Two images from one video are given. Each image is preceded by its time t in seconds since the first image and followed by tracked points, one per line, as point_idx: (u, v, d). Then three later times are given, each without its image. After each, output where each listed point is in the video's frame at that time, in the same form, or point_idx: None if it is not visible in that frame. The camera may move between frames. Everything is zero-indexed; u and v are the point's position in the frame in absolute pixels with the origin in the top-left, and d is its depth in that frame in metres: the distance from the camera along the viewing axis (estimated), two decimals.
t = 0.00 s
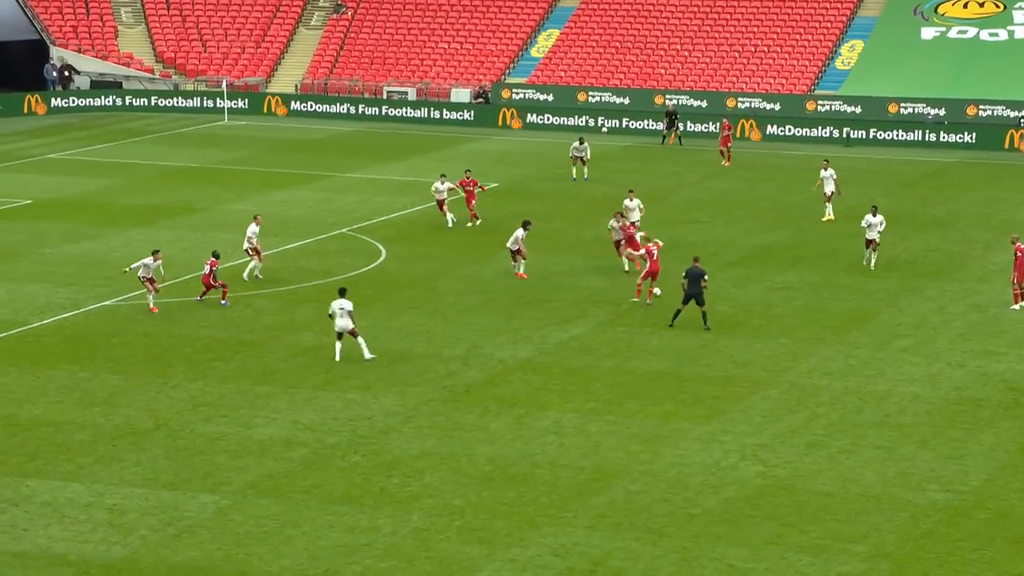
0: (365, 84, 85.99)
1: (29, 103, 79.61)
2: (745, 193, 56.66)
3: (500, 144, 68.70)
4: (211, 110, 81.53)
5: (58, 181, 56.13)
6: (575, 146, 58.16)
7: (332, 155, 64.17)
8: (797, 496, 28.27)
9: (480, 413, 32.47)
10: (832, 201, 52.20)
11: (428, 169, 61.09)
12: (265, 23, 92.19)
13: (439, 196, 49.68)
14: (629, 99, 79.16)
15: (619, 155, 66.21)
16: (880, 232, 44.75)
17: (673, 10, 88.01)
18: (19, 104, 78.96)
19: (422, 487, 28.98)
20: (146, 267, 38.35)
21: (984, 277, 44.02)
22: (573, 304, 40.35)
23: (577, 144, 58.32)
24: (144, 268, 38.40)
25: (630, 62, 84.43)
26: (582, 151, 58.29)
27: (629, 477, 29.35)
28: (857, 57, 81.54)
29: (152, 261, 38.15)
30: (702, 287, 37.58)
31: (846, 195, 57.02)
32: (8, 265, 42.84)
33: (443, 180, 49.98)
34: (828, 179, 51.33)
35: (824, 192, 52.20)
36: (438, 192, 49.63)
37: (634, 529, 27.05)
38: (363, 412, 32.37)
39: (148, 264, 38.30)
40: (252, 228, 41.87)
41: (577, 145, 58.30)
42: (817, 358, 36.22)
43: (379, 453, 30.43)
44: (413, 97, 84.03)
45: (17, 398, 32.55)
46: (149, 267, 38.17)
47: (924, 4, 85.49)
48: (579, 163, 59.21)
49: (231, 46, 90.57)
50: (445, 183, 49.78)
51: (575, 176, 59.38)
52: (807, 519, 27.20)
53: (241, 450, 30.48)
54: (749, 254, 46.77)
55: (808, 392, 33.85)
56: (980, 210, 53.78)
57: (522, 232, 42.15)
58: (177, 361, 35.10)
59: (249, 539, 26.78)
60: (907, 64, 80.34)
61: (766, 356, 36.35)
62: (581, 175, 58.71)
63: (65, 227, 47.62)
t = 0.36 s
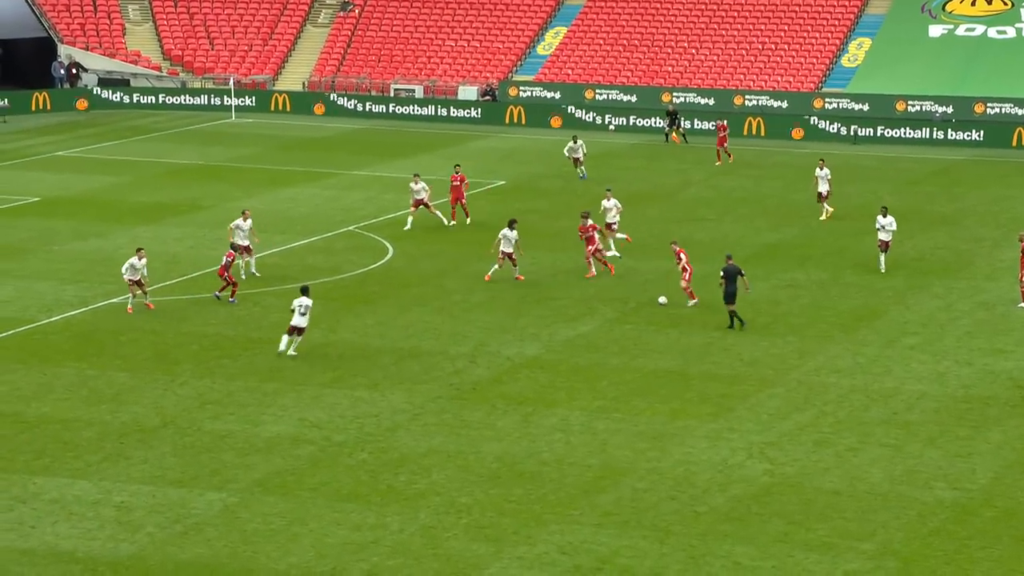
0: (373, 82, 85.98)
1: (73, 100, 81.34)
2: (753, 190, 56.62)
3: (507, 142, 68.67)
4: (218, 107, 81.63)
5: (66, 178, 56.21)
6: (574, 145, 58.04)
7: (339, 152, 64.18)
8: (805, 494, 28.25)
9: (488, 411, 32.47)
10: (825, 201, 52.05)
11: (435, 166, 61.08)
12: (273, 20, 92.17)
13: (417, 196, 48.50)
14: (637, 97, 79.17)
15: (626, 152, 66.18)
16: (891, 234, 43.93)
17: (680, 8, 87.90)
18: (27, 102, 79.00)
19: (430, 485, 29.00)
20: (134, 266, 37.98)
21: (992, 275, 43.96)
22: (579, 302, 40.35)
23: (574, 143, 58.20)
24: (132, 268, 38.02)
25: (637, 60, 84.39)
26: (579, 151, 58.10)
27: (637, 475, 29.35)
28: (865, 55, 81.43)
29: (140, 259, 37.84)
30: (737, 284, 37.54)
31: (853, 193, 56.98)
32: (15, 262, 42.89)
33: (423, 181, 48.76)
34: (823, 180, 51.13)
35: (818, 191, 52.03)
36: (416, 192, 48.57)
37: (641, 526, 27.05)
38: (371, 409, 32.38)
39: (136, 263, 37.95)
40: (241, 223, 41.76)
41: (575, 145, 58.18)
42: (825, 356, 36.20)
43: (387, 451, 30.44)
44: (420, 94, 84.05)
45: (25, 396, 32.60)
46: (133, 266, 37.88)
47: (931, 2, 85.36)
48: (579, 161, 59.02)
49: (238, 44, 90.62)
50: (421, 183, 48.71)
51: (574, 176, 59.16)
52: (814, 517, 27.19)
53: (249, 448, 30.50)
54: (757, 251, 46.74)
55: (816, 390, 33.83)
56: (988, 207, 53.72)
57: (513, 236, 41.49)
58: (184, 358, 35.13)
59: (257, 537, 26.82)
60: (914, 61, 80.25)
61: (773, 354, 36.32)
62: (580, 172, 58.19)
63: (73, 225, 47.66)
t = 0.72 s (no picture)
0: (387, 79, 86.08)
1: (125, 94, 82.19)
2: (767, 188, 56.55)
3: (521, 139, 68.66)
4: (233, 105, 81.91)
5: (81, 175, 56.38)
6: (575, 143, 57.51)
7: (353, 150, 64.24)
8: (819, 492, 28.20)
9: (502, 408, 32.49)
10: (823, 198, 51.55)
11: (449, 164, 61.10)
12: (287, 18, 92.31)
13: (401, 191, 48.29)
14: (650, 94, 78.78)
15: (640, 150, 66.15)
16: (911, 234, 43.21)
17: (694, 5, 87.65)
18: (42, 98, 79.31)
19: (444, 482, 29.04)
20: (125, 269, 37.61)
21: (1007, 273, 43.83)
22: (593, 299, 40.35)
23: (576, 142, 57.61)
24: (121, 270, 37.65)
25: (651, 57, 84.30)
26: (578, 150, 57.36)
27: (650, 472, 29.33)
28: (880, 53, 81.16)
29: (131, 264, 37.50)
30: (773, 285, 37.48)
31: (868, 190, 56.87)
32: (31, 259, 43.02)
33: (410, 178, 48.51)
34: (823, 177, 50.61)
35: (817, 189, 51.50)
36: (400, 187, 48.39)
37: (655, 524, 27.04)
38: (385, 407, 32.42)
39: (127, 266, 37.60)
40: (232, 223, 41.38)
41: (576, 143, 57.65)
42: (839, 353, 36.15)
43: (401, 448, 30.48)
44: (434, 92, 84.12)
45: (41, 392, 32.70)
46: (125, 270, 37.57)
47: None
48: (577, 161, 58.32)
49: (252, 41, 90.78)
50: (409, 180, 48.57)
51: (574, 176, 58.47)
52: (829, 515, 27.14)
53: (264, 445, 30.56)
54: (771, 249, 46.69)
55: (830, 387, 33.78)
56: (1003, 205, 53.56)
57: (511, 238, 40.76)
58: (199, 355, 35.21)
59: (271, 533, 26.88)
60: (929, 59, 80.06)
61: (788, 351, 36.28)
62: (579, 173, 57.46)
63: (88, 222, 47.80)
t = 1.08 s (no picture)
0: (410, 77, 86.19)
1: (187, 91, 82.46)
2: (791, 185, 56.39)
3: (544, 136, 68.60)
4: (257, 102, 81.75)
5: (106, 172, 56.55)
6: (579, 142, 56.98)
7: (376, 147, 64.27)
8: (843, 490, 28.12)
9: (524, 405, 32.48)
10: (831, 197, 51.12)
11: (472, 161, 61.12)
12: (310, 15, 92.46)
13: (399, 192, 47.99)
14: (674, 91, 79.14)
15: (663, 147, 66.02)
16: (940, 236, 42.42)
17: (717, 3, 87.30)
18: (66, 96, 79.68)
19: (466, 479, 29.06)
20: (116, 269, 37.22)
21: None
22: (616, 297, 40.30)
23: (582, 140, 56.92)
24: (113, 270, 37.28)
25: (674, 55, 84.09)
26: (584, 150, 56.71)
27: (673, 470, 29.28)
28: (904, 50, 80.71)
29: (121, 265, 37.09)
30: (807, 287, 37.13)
31: (892, 188, 56.65)
32: (55, 256, 43.19)
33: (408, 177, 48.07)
34: (829, 175, 50.18)
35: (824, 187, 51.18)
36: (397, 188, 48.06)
37: (678, 522, 27.00)
38: (407, 404, 32.44)
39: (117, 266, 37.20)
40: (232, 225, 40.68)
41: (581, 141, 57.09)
42: (863, 351, 36.02)
43: (423, 445, 30.51)
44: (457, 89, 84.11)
45: (65, 389, 32.82)
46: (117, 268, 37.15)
47: None
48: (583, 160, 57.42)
49: (276, 39, 90.87)
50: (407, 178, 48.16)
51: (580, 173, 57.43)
52: (852, 513, 27.06)
53: (286, 441, 30.62)
54: (795, 247, 46.54)
55: (853, 385, 33.67)
56: None
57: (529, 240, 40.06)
58: (222, 352, 35.29)
59: (294, 530, 26.95)
60: (954, 56, 79.70)
61: (811, 349, 36.16)
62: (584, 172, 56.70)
63: (112, 219, 47.94)
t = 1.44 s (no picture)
0: (456, 69, 86.68)
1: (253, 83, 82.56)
2: (838, 178, 56.06)
3: (590, 129, 68.54)
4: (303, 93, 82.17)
5: (154, 164, 56.94)
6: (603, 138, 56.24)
7: (423, 139, 64.41)
8: (890, 484, 27.94)
9: (569, 398, 32.46)
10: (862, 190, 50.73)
11: (518, 153, 61.15)
12: (356, 8, 92.75)
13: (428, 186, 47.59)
14: (720, 84, 78.99)
15: (709, 139, 65.80)
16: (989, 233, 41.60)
17: None
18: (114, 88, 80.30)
19: (511, 472, 29.09)
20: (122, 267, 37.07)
21: None
22: (661, 290, 40.18)
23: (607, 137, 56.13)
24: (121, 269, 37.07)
25: (722, 47, 83.80)
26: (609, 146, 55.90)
27: (719, 463, 29.19)
28: (953, 43, 80.04)
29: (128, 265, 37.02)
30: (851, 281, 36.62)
31: (940, 180, 56.21)
32: (104, 247, 43.51)
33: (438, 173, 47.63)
34: (861, 168, 49.97)
35: (855, 179, 51.01)
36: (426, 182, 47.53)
37: (723, 515, 26.91)
38: (452, 396, 32.48)
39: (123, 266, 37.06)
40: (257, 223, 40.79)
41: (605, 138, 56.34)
42: (910, 344, 35.77)
43: (468, 437, 30.54)
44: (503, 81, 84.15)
45: (113, 379, 33.07)
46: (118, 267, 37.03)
47: None
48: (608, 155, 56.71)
49: (322, 31, 91.23)
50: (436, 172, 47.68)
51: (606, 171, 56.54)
52: (898, 507, 26.89)
53: (332, 433, 30.75)
54: (842, 239, 46.27)
55: (900, 379, 33.44)
56: None
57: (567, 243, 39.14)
58: (269, 344, 35.45)
59: (340, 521, 27.13)
60: (1003, 48, 78.90)
61: (857, 343, 35.93)
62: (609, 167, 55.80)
63: (159, 211, 48.25)
